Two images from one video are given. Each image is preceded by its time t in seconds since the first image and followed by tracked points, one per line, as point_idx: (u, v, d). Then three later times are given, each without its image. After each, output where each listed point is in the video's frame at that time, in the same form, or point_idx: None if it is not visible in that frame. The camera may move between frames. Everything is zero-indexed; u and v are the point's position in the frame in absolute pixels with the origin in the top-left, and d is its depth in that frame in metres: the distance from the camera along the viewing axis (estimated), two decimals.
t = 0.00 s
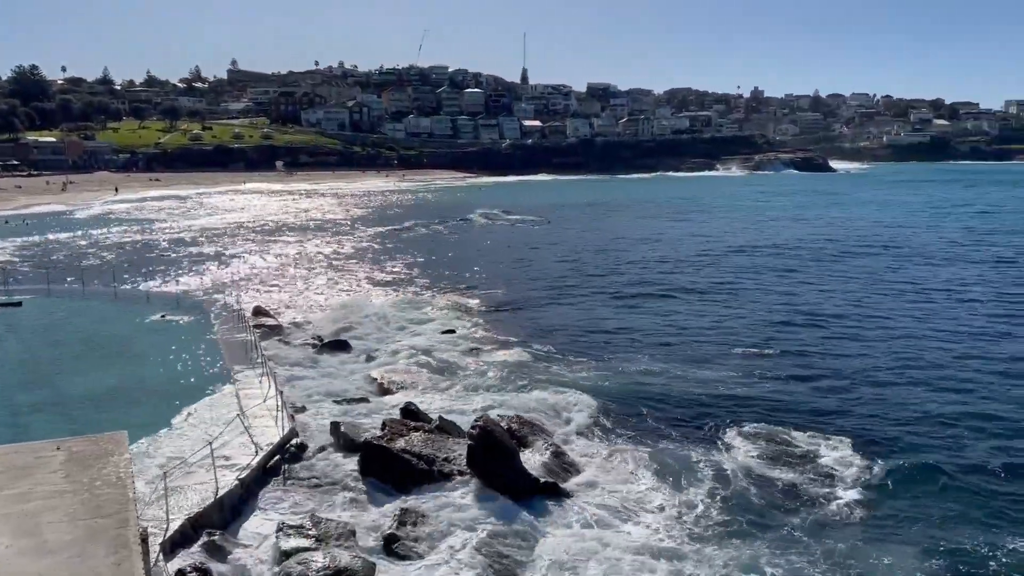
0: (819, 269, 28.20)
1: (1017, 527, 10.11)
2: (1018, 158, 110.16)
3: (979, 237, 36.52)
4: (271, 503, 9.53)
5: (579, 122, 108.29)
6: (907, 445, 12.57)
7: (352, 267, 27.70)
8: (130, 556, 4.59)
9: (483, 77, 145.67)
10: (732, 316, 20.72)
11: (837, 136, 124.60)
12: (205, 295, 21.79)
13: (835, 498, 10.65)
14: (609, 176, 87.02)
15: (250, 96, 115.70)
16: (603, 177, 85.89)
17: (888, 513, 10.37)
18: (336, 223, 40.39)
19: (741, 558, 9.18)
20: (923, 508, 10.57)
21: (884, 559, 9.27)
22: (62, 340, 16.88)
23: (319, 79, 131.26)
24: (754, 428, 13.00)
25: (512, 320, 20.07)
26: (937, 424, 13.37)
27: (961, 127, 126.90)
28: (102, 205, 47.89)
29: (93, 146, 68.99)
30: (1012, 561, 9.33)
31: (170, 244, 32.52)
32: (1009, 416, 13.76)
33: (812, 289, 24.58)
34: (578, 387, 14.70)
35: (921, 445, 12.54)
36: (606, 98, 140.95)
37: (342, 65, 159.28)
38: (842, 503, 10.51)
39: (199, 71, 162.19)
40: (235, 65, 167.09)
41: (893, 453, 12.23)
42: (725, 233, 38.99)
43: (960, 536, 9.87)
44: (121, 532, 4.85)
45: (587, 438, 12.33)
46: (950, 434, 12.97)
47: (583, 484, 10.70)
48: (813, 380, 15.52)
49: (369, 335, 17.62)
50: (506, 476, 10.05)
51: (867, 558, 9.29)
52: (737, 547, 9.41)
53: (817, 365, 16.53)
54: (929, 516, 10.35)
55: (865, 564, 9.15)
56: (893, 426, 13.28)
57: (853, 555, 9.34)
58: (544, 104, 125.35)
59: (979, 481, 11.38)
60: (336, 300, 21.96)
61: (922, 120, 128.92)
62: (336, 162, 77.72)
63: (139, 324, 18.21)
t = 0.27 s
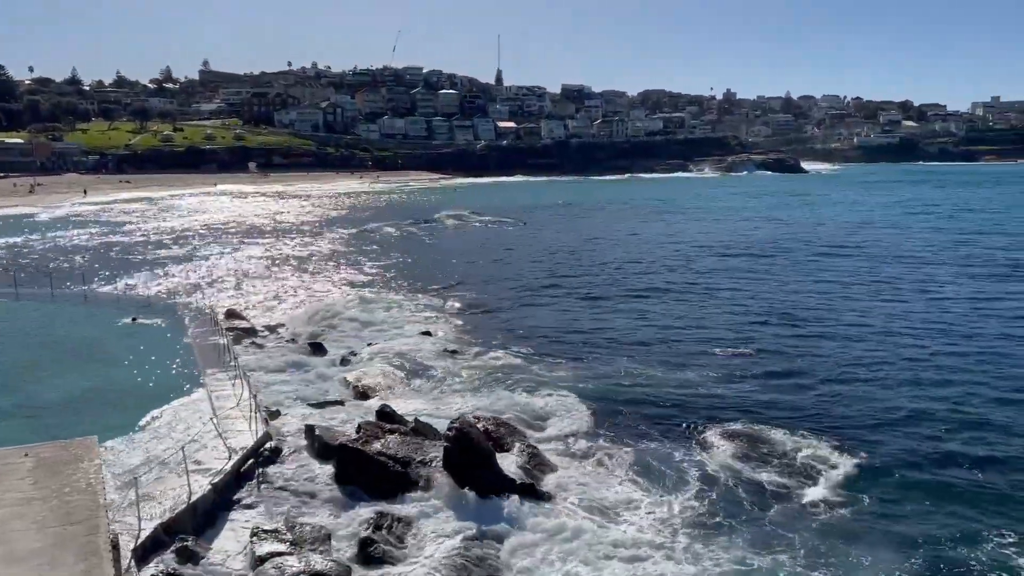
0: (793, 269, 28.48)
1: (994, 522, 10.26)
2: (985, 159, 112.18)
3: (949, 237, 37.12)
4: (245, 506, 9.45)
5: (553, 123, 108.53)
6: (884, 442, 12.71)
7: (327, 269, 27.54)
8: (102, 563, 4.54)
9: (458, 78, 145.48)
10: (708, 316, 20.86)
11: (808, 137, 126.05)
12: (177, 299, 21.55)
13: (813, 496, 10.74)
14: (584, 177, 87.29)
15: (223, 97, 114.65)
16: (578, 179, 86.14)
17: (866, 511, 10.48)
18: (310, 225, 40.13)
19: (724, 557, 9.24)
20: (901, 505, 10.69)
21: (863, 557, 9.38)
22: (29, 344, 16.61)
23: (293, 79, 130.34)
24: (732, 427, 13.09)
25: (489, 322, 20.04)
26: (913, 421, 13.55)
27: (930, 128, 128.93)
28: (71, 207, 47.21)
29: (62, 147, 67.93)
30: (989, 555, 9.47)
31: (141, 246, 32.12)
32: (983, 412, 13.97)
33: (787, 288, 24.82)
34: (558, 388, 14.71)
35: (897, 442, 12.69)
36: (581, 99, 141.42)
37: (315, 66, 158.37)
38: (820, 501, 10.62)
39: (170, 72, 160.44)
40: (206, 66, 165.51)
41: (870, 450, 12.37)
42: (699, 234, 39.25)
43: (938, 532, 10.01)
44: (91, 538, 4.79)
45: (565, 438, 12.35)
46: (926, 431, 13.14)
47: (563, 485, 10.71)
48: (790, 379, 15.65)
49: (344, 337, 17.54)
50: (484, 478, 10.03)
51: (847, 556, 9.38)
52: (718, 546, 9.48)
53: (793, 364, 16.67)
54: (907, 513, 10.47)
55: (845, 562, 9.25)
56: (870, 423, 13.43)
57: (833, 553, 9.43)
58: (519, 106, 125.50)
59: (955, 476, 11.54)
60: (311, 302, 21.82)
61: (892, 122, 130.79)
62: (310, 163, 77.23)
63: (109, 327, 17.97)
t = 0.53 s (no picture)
0: (768, 269, 28.71)
1: (972, 520, 10.38)
2: (952, 160, 114.03)
3: (919, 237, 37.62)
4: (219, 510, 9.35)
5: (528, 124, 108.67)
6: (862, 440, 12.82)
7: (302, 271, 27.34)
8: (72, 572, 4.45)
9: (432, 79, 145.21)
10: (685, 317, 20.97)
11: (780, 138, 127.26)
12: (148, 302, 21.25)
13: (794, 495, 10.82)
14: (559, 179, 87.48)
15: (194, 97, 113.49)
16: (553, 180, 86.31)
17: (847, 509, 10.57)
18: (284, 226, 39.83)
19: (709, 557, 9.28)
20: (880, 504, 10.79)
21: (846, 554, 9.46)
22: None
23: (265, 80, 129.37)
24: (709, 427, 13.16)
25: (467, 323, 19.98)
26: (890, 420, 13.67)
27: (899, 130, 130.77)
28: (39, 209, 46.47)
29: (29, 148, 66.83)
30: (968, 553, 9.60)
31: (112, 249, 31.66)
32: (958, 410, 14.13)
33: (762, 288, 24.99)
34: (538, 390, 14.69)
35: (876, 440, 12.80)
36: (555, 100, 141.78)
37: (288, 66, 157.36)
38: (800, 500, 10.71)
39: (140, 73, 158.56)
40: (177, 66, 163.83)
41: (849, 448, 12.48)
42: (674, 235, 39.48)
43: (918, 530, 10.12)
44: (61, 545, 4.73)
45: (542, 439, 12.36)
46: (903, 429, 13.27)
47: (541, 485, 10.73)
48: (768, 378, 15.75)
49: (319, 339, 17.40)
50: (460, 480, 10.01)
51: (830, 554, 9.46)
52: (702, 546, 9.52)
53: (771, 363, 16.78)
54: (887, 512, 10.56)
55: (827, 561, 9.33)
56: (847, 422, 13.54)
57: (815, 552, 9.50)
58: (494, 107, 125.55)
59: (933, 474, 11.66)
60: (286, 305, 21.63)
61: (862, 124, 132.50)
62: (283, 164, 76.64)
63: (79, 331, 17.68)
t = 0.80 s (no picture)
0: (744, 269, 28.87)
1: (952, 517, 10.46)
2: (921, 161, 115.75)
3: (892, 237, 38.06)
4: (193, 515, 9.23)
5: (503, 125, 108.67)
6: (842, 439, 12.88)
7: (276, 273, 27.14)
8: None
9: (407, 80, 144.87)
10: (663, 317, 21.01)
11: (753, 140, 128.38)
12: (119, 304, 20.98)
13: (774, 493, 10.88)
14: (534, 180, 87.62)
15: (165, 98, 112.31)
16: (528, 181, 86.39)
17: (829, 507, 10.63)
18: (258, 228, 39.51)
19: (693, 556, 9.30)
20: (861, 502, 10.84)
21: (831, 553, 9.52)
22: None
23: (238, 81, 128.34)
24: (688, 427, 13.21)
25: (445, 325, 19.86)
26: (870, 418, 13.76)
27: (869, 131, 132.54)
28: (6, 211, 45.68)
29: None
30: (950, 551, 9.67)
31: (82, 251, 31.21)
32: (935, 408, 14.25)
33: (739, 288, 25.11)
34: (518, 392, 14.62)
35: (855, 439, 12.88)
36: (531, 101, 142.07)
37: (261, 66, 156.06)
38: (780, 498, 10.77)
39: (110, 73, 156.64)
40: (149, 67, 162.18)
41: (829, 447, 12.54)
42: (650, 235, 39.68)
43: (899, 528, 10.19)
44: (29, 553, 4.85)
45: (521, 441, 12.29)
46: (882, 428, 13.36)
47: (522, 487, 10.65)
48: (745, 377, 15.86)
49: (294, 342, 17.27)
50: (436, 482, 9.89)
51: (817, 553, 9.51)
52: (686, 546, 9.52)
53: (749, 363, 16.84)
54: (869, 511, 10.62)
55: (811, 560, 9.36)
56: (826, 421, 13.60)
57: (803, 551, 9.54)
58: (469, 108, 125.50)
59: (913, 473, 11.74)
60: (260, 307, 21.44)
61: (833, 126, 134.11)
62: (256, 165, 76.04)
63: (47, 334, 17.41)
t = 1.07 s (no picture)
0: (721, 269, 29.06)
1: (933, 513, 10.57)
2: (892, 161, 117.32)
3: (864, 237, 38.52)
4: (165, 521, 9.15)
5: (479, 127, 108.59)
6: (822, 437, 12.98)
7: (250, 276, 26.89)
8: None
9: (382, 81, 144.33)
10: (641, 317, 21.07)
11: (727, 141, 129.39)
12: (88, 308, 20.65)
13: (755, 491, 10.95)
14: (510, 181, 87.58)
15: (136, 99, 110.86)
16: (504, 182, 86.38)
17: (811, 505, 10.71)
18: (230, 230, 39.14)
19: (677, 555, 9.33)
20: (844, 499, 10.93)
21: (816, 551, 9.60)
22: None
23: (210, 81, 127.09)
24: (666, 426, 13.27)
25: (423, 327, 19.76)
26: (848, 416, 13.88)
27: (841, 133, 134.14)
28: None
29: None
30: (933, 546, 9.78)
31: (51, 254, 30.68)
32: (913, 405, 14.40)
33: (716, 288, 25.27)
34: (499, 393, 14.58)
35: (835, 437, 12.98)
36: (506, 102, 142.11)
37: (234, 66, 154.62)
38: (761, 496, 10.84)
39: (80, 74, 154.30)
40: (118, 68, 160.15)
41: (809, 445, 12.63)
42: (626, 236, 39.84)
43: (882, 524, 10.30)
44: None
45: (500, 442, 12.28)
46: (861, 425, 13.48)
47: (501, 489, 10.64)
48: (723, 376, 15.98)
49: (267, 345, 17.13)
50: (413, 484, 9.85)
51: (803, 550, 9.58)
52: (671, 544, 9.55)
53: (727, 362, 16.93)
54: (852, 507, 10.71)
55: (797, 558, 9.43)
56: (806, 419, 13.69)
57: (789, 549, 9.60)
58: (444, 109, 125.30)
59: (893, 470, 11.85)
60: (233, 310, 21.22)
61: (805, 128, 135.55)
62: (229, 166, 75.30)
63: (15, 338, 17.09)
